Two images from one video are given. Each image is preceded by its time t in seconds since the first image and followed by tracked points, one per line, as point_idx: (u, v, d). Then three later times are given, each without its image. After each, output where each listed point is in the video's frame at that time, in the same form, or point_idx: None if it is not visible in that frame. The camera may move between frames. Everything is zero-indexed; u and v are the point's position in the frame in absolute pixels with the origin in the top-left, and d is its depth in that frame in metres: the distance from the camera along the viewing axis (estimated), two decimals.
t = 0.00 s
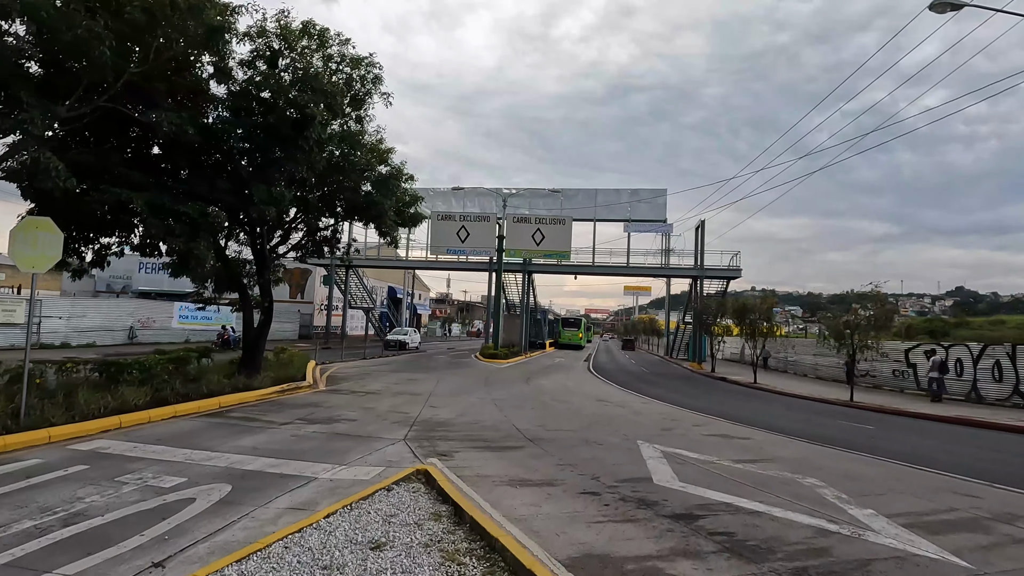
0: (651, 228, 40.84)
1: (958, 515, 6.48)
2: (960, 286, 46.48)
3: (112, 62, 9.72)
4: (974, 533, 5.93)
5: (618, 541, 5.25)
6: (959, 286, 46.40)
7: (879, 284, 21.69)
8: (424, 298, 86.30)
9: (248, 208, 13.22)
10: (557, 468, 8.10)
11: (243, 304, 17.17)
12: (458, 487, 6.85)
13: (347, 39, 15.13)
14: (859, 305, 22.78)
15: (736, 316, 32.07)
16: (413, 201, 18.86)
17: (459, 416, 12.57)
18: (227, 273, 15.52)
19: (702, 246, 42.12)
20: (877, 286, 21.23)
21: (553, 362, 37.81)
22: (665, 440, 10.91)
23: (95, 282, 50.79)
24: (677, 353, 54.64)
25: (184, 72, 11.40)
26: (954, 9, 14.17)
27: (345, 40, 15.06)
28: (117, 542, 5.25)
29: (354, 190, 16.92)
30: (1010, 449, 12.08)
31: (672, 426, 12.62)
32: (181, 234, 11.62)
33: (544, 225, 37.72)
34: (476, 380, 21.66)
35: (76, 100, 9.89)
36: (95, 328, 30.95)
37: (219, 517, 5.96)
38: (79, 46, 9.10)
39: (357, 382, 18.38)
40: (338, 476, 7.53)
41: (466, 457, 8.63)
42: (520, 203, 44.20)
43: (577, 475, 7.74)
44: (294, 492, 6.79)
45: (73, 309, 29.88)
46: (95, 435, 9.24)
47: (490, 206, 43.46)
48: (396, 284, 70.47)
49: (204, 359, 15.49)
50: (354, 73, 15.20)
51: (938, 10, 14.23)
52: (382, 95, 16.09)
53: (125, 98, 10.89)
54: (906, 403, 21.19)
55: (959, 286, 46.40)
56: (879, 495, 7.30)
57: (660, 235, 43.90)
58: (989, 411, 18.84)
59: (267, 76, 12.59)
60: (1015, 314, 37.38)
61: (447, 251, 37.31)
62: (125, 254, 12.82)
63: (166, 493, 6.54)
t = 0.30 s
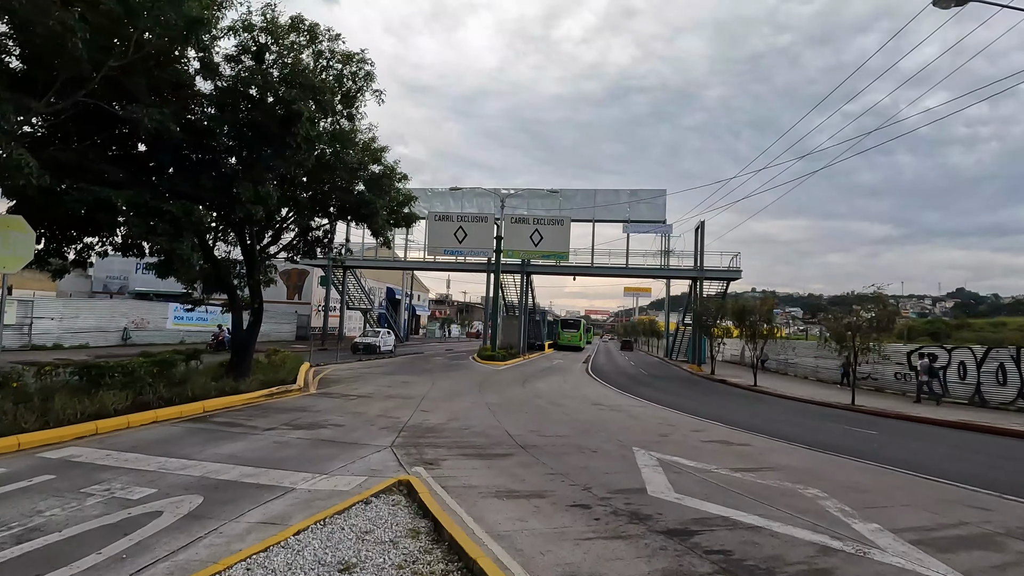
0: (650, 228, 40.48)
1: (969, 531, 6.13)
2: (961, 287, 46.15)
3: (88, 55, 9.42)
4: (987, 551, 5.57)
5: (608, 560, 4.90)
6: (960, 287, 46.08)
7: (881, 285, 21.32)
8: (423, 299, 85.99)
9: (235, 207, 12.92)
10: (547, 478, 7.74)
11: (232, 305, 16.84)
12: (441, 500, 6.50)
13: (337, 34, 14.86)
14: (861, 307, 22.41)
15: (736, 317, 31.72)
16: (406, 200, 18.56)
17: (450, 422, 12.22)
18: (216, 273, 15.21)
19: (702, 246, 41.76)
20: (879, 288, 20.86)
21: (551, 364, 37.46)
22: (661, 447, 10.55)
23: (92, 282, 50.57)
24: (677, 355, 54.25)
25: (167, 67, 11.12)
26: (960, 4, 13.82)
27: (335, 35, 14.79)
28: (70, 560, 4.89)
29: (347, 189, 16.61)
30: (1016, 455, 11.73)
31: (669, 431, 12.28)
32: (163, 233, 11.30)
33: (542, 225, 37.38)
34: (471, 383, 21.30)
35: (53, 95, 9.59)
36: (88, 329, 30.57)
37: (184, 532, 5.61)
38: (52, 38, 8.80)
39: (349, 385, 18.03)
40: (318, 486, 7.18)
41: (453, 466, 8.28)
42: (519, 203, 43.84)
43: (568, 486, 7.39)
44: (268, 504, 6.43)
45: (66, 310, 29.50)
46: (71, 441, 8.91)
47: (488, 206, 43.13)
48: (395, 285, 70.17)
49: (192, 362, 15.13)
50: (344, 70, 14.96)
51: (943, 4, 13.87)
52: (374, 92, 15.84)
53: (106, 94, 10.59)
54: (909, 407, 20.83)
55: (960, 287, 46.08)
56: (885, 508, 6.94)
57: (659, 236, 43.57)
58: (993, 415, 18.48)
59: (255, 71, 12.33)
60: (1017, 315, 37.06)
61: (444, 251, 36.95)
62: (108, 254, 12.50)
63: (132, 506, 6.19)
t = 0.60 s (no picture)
0: (649, 229, 40.21)
1: (975, 545, 5.83)
2: (960, 289, 45.91)
3: (65, 47, 9.13)
4: (995, 567, 5.28)
5: None
6: (960, 289, 45.84)
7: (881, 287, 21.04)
8: (421, 300, 85.71)
9: (222, 205, 12.64)
10: (535, 486, 7.44)
11: (221, 305, 16.54)
12: (422, 511, 6.20)
13: (328, 30, 14.59)
14: (861, 309, 22.13)
15: (735, 319, 31.41)
16: (400, 199, 18.29)
17: (440, 425, 11.93)
18: (204, 272, 14.92)
19: (701, 247, 41.50)
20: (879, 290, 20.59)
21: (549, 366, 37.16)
22: (656, 453, 10.25)
23: (88, 282, 50.23)
24: (675, 357, 53.95)
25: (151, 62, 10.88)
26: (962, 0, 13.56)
27: (326, 31, 14.53)
28: None
29: (339, 188, 16.33)
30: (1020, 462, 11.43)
31: (664, 436, 11.99)
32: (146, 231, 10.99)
33: (540, 226, 37.10)
34: (465, 385, 21.02)
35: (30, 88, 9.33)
36: (80, 329, 30.23)
37: (148, 544, 5.31)
38: (25, 28, 8.52)
39: (340, 387, 17.74)
40: (295, 494, 6.88)
41: (439, 472, 7.98)
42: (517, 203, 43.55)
43: (556, 495, 7.11)
44: (239, 515, 6.12)
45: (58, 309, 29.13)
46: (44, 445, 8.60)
47: (486, 206, 42.86)
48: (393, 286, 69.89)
49: (179, 363, 14.81)
50: (335, 66, 14.70)
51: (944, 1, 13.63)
52: (366, 88, 15.57)
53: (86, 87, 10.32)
54: (910, 410, 20.54)
55: (959, 289, 45.84)
56: (887, 520, 6.64)
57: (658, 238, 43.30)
58: (995, 419, 18.19)
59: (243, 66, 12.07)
60: (1017, 318, 36.82)
61: (441, 252, 36.65)
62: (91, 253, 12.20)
63: (95, 516, 5.88)
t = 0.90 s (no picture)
0: (649, 230, 39.96)
1: (981, 560, 5.54)
2: (962, 292, 45.58)
3: (42, 40, 8.88)
4: None
5: None
6: (962, 292, 45.50)
7: (883, 289, 20.75)
8: (421, 301, 85.50)
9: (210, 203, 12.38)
10: (522, 495, 7.16)
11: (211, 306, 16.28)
12: (401, 522, 5.92)
13: (320, 27, 14.37)
14: (863, 311, 21.83)
15: (735, 321, 30.95)
16: (394, 199, 18.06)
17: (431, 430, 11.64)
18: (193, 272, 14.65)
19: (702, 249, 41.21)
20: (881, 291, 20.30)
21: (547, 368, 36.86)
22: (651, 459, 9.96)
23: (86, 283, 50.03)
24: (675, 359, 53.63)
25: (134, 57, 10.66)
26: None
27: (318, 27, 14.31)
28: None
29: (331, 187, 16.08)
30: None
31: (660, 441, 11.70)
32: (130, 229, 10.74)
33: (539, 226, 36.85)
34: (461, 388, 20.72)
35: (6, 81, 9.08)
36: (75, 330, 29.98)
37: (110, 558, 5.04)
38: None
39: (333, 389, 17.46)
40: (271, 503, 6.61)
41: (424, 480, 7.71)
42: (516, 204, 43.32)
43: (544, 504, 6.83)
44: (210, 525, 5.84)
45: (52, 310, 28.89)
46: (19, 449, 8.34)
47: (485, 207, 42.63)
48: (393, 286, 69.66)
49: (167, 366, 14.53)
50: (326, 64, 14.48)
51: None
52: (358, 86, 15.35)
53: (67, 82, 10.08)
54: (912, 414, 20.22)
55: (961, 292, 45.50)
56: (888, 532, 6.36)
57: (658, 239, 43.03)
58: (999, 424, 17.88)
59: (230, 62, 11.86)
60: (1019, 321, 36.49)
61: (440, 253, 36.40)
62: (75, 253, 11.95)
63: (57, 526, 5.60)
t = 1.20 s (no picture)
0: (652, 231, 39.65)
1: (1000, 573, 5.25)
2: (970, 294, 45.06)
3: (31, 34, 8.69)
4: None
5: None
6: (969, 294, 44.99)
7: (890, 290, 20.39)
8: (424, 302, 85.40)
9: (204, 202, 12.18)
10: (518, 501, 6.90)
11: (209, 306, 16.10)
12: (389, 529, 5.68)
13: (318, 23, 14.20)
14: (869, 313, 21.46)
15: (739, 323, 30.87)
16: (392, 198, 17.89)
17: (427, 432, 11.41)
18: (190, 272, 14.48)
19: (706, 250, 40.87)
20: (888, 292, 19.96)
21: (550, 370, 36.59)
22: (652, 463, 9.69)
23: (90, 284, 50.11)
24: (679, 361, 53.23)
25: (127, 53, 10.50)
26: None
27: (316, 24, 14.14)
28: None
29: (331, 186, 15.91)
30: None
31: (662, 444, 11.43)
32: (122, 226, 10.53)
33: (542, 227, 36.60)
34: (461, 389, 20.47)
35: None
36: (76, 330, 29.93)
37: (83, 566, 4.81)
38: None
39: (330, 391, 17.24)
40: (257, 508, 6.39)
41: (417, 484, 7.46)
42: (518, 205, 43.09)
43: (540, 510, 6.58)
44: (190, 532, 5.61)
45: (53, 310, 28.81)
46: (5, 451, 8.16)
47: (487, 207, 42.44)
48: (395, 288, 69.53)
49: (162, 367, 14.33)
50: (325, 61, 14.33)
51: None
52: (356, 84, 15.17)
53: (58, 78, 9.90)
54: (920, 417, 19.85)
55: (969, 294, 44.99)
56: (900, 541, 6.08)
57: (662, 240, 42.73)
58: (1009, 428, 17.49)
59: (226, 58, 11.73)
60: None
61: (442, 254, 36.18)
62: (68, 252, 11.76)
63: (32, 533, 5.38)
